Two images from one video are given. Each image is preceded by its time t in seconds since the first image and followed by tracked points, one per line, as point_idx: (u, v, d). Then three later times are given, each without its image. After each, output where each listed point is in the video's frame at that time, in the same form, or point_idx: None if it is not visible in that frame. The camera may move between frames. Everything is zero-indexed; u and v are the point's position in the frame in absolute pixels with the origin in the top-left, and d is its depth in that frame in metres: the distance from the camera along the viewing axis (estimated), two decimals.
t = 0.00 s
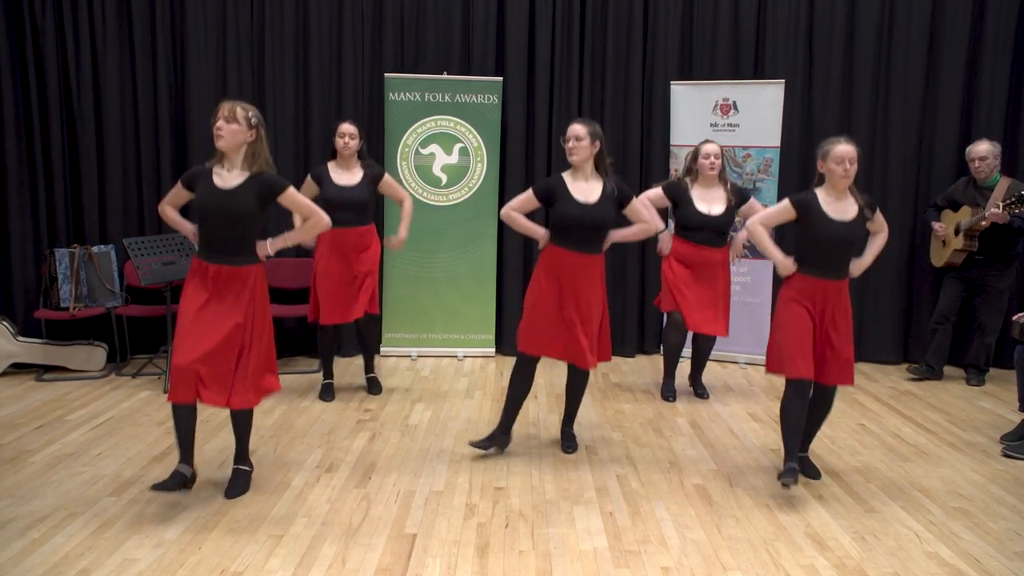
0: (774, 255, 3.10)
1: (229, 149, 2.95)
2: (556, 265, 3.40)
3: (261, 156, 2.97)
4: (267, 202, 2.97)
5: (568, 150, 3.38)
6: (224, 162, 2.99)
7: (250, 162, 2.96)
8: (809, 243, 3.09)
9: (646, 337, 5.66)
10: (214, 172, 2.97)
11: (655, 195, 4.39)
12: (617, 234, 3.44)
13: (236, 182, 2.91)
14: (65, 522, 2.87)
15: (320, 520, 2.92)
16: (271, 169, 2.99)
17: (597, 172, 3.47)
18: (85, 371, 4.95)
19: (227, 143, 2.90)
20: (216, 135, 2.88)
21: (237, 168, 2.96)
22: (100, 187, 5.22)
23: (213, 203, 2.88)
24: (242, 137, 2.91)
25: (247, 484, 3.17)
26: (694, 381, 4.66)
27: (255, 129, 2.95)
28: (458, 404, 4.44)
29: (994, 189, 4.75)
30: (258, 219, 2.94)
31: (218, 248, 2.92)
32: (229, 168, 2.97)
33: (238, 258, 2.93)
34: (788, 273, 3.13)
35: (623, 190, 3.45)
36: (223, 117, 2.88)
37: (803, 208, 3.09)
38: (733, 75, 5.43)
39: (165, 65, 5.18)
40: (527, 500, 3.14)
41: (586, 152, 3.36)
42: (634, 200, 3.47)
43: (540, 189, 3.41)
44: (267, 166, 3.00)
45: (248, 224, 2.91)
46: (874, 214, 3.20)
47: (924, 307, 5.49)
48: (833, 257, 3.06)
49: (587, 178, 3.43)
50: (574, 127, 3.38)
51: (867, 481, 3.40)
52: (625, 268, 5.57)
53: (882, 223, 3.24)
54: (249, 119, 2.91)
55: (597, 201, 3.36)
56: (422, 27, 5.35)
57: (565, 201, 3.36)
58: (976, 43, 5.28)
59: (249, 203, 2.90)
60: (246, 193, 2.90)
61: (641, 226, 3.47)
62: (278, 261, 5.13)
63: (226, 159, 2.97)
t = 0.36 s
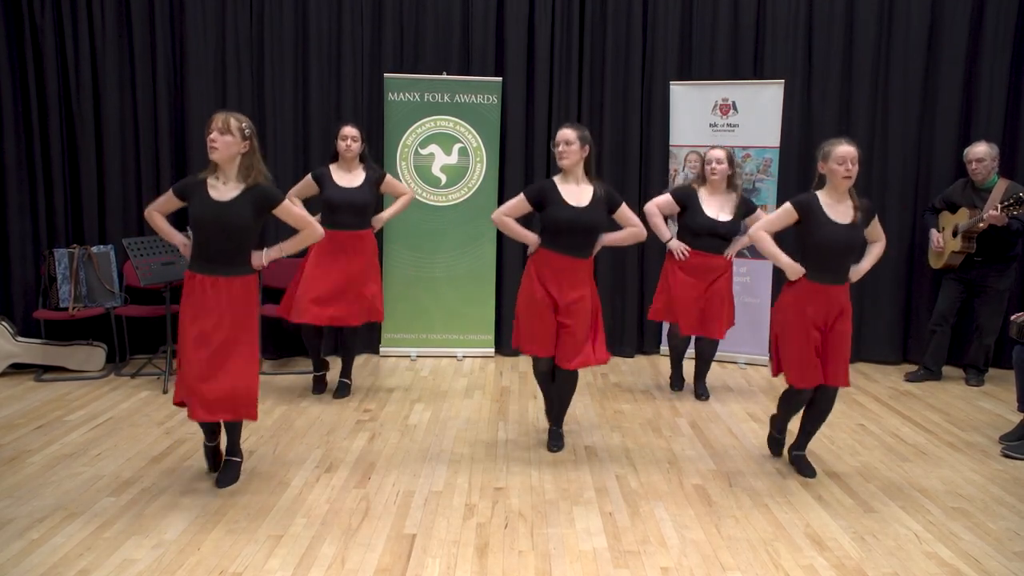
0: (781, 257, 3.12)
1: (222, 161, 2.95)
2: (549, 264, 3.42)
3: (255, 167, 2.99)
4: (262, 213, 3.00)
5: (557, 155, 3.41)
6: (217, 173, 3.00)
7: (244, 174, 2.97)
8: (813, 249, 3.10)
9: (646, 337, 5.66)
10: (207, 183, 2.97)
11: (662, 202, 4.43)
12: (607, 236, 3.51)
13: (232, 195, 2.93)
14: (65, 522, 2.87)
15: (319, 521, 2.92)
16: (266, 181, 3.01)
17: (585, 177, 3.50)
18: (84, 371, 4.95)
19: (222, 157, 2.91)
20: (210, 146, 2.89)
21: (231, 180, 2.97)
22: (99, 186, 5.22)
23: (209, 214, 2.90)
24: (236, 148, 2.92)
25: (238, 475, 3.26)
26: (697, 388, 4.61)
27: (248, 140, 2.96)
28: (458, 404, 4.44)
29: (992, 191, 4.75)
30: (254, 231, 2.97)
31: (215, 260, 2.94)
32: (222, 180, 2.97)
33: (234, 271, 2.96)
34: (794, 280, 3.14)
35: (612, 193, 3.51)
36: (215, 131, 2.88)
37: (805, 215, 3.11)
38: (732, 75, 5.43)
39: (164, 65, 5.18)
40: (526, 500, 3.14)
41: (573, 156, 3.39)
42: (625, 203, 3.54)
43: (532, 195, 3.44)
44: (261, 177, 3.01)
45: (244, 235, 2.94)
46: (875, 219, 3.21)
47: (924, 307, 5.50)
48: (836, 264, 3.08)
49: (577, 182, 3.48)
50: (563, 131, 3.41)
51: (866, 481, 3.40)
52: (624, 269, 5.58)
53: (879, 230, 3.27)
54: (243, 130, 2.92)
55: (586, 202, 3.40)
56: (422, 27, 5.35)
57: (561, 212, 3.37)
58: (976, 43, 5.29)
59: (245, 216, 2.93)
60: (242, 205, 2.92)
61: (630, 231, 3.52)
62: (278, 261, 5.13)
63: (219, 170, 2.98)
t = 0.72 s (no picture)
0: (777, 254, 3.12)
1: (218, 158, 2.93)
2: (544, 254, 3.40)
3: (252, 163, 2.97)
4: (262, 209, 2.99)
5: (553, 152, 3.42)
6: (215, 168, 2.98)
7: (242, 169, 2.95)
8: (811, 248, 3.07)
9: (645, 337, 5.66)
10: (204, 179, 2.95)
11: (662, 200, 4.40)
12: (601, 236, 3.50)
13: (231, 191, 2.93)
14: (65, 522, 2.87)
15: (319, 521, 2.92)
16: (264, 174, 3.00)
17: (580, 175, 3.49)
18: (84, 371, 4.94)
19: (219, 154, 2.88)
20: (207, 143, 2.86)
21: (228, 177, 2.96)
22: (98, 186, 5.22)
23: (210, 211, 2.89)
24: (233, 144, 2.90)
25: (236, 478, 3.24)
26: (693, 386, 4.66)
27: (244, 136, 2.94)
28: (457, 404, 4.44)
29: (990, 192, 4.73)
30: (254, 226, 2.97)
31: (216, 256, 2.93)
32: (220, 175, 2.96)
33: (235, 265, 2.96)
34: (792, 277, 3.11)
35: (607, 190, 3.48)
36: (212, 127, 2.85)
37: (799, 214, 3.10)
38: (732, 75, 5.44)
39: (164, 64, 5.18)
40: (526, 500, 3.14)
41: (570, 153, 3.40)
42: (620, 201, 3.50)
43: (526, 193, 3.45)
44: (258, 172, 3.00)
45: (245, 231, 2.94)
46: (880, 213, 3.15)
47: (923, 307, 5.50)
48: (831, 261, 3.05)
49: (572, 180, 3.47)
50: (558, 128, 3.42)
51: (866, 481, 3.40)
52: (624, 269, 5.58)
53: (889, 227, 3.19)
54: (240, 126, 2.89)
55: (580, 201, 3.40)
56: (421, 27, 5.35)
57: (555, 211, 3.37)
58: (975, 44, 5.29)
59: (245, 211, 2.92)
60: (242, 201, 2.92)
61: (625, 229, 3.50)
62: (278, 262, 5.13)
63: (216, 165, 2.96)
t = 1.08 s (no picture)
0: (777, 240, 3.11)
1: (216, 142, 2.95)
2: (545, 251, 3.43)
3: (251, 147, 3.00)
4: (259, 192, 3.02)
5: (556, 140, 3.43)
6: (211, 153, 2.99)
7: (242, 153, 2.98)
8: (813, 230, 3.08)
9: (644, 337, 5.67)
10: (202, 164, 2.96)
11: (657, 195, 4.48)
12: (599, 223, 3.53)
13: (231, 173, 2.94)
14: (65, 522, 2.87)
15: (319, 521, 2.92)
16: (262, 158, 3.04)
17: (578, 163, 3.53)
18: (84, 371, 4.94)
19: (219, 138, 2.90)
20: (213, 128, 2.87)
21: (227, 160, 2.98)
22: (98, 186, 5.22)
23: (209, 192, 2.90)
24: (236, 129, 2.93)
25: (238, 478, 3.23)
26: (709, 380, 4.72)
27: (245, 122, 2.98)
28: (457, 404, 4.44)
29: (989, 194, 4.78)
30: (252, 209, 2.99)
31: (211, 240, 2.93)
32: (218, 161, 2.97)
33: (231, 251, 2.96)
34: (792, 264, 3.12)
35: (604, 179, 3.53)
36: (209, 113, 2.86)
37: (800, 197, 3.10)
38: (732, 75, 5.44)
39: (163, 65, 5.18)
40: (526, 500, 3.14)
41: (572, 141, 3.43)
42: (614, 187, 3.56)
43: (526, 178, 3.47)
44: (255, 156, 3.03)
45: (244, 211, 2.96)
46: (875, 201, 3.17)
47: (923, 307, 5.50)
48: (830, 245, 3.07)
49: (570, 167, 3.50)
50: (560, 117, 3.45)
51: (865, 481, 3.41)
52: (623, 269, 5.59)
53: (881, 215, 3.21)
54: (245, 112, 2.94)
55: (580, 184, 3.44)
56: (421, 27, 5.35)
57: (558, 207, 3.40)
58: (974, 44, 5.30)
59: (245, 191, 2.95)
60: (242, 184, 2.94)
61: (623, 216, 3.53)
62: (278, 262, 5.12)
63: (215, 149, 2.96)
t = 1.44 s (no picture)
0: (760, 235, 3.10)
1: (206, 132, 2.95)
2: (540, 251, 3.43)
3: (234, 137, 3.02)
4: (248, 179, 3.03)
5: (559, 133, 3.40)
6: (197, 143, 2.97)
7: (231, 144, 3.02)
8: (796, 225, 3.07)
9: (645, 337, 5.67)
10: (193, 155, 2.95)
11: (651, 197, 4.44)
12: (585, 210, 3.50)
13: (221, 163, 2.95)
14: (65, 522, 2.87)
15: (318, 521, 2.92)
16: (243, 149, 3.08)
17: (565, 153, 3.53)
18: (84, 371, 4.94)
19: (215, 128, 2.92)
20: (217, 118, 2.90)
21: (216, 151, 2.99)
22: (98, 187, 5.22)
23: (200, 183, 2.89)
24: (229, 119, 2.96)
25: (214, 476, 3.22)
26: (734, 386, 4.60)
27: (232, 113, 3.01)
28: (457, 404, 4.44)
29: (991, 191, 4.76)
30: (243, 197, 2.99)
31: (204, 229, 2.93)
32: (207, 151, 2.97)
33: (225, 237, 2.96)
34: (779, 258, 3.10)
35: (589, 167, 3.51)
36: (208, 102, 2.88)
37: (784, 191, 3.08)
38: (732, 75, 5.44)
39: (163, 65, 5.18)
40: (526, 500, 3.14)
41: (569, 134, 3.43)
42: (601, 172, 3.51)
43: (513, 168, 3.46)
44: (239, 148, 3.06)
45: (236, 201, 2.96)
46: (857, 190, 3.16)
47: (923, 307, 5.50)
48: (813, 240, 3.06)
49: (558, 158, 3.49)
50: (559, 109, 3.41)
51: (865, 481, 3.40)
52: (623, 270, 5.59)
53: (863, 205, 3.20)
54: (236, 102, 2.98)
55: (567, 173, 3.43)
56: (421, 27, 5.35)
57: (559, 205, 3.42)
58: (974, 44, 5.30)
59: (237, 181, 2.96)
60: (232, 170, 2.95)
61: (612, 201, 3.47)
62: (277, 263, 5.12)
63: (204, 139, 2.96)
